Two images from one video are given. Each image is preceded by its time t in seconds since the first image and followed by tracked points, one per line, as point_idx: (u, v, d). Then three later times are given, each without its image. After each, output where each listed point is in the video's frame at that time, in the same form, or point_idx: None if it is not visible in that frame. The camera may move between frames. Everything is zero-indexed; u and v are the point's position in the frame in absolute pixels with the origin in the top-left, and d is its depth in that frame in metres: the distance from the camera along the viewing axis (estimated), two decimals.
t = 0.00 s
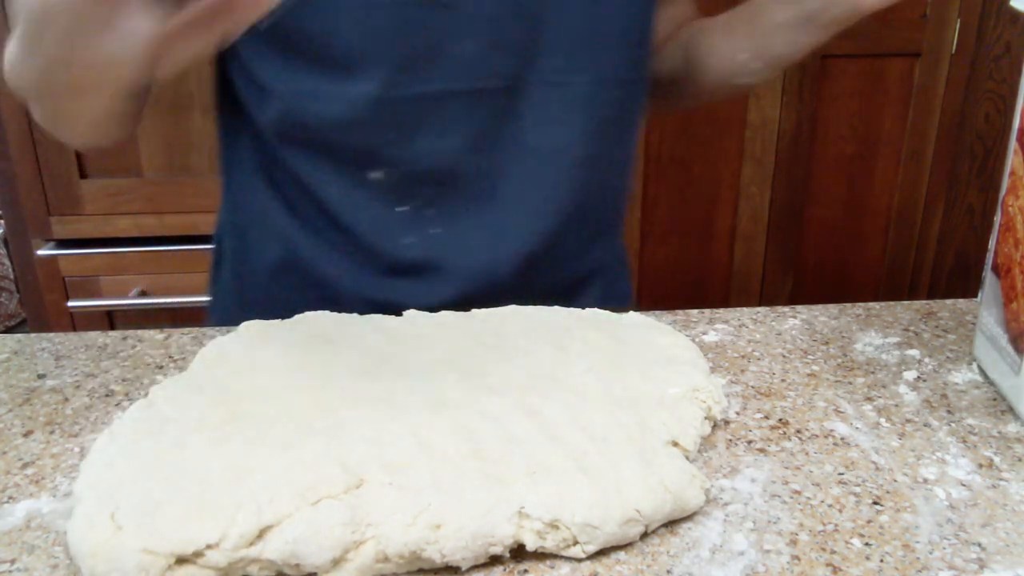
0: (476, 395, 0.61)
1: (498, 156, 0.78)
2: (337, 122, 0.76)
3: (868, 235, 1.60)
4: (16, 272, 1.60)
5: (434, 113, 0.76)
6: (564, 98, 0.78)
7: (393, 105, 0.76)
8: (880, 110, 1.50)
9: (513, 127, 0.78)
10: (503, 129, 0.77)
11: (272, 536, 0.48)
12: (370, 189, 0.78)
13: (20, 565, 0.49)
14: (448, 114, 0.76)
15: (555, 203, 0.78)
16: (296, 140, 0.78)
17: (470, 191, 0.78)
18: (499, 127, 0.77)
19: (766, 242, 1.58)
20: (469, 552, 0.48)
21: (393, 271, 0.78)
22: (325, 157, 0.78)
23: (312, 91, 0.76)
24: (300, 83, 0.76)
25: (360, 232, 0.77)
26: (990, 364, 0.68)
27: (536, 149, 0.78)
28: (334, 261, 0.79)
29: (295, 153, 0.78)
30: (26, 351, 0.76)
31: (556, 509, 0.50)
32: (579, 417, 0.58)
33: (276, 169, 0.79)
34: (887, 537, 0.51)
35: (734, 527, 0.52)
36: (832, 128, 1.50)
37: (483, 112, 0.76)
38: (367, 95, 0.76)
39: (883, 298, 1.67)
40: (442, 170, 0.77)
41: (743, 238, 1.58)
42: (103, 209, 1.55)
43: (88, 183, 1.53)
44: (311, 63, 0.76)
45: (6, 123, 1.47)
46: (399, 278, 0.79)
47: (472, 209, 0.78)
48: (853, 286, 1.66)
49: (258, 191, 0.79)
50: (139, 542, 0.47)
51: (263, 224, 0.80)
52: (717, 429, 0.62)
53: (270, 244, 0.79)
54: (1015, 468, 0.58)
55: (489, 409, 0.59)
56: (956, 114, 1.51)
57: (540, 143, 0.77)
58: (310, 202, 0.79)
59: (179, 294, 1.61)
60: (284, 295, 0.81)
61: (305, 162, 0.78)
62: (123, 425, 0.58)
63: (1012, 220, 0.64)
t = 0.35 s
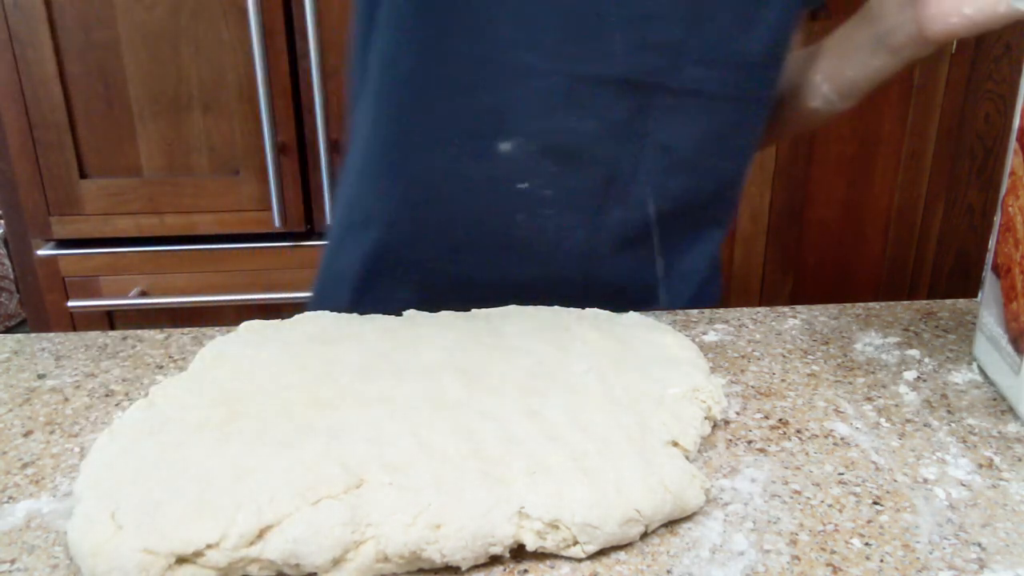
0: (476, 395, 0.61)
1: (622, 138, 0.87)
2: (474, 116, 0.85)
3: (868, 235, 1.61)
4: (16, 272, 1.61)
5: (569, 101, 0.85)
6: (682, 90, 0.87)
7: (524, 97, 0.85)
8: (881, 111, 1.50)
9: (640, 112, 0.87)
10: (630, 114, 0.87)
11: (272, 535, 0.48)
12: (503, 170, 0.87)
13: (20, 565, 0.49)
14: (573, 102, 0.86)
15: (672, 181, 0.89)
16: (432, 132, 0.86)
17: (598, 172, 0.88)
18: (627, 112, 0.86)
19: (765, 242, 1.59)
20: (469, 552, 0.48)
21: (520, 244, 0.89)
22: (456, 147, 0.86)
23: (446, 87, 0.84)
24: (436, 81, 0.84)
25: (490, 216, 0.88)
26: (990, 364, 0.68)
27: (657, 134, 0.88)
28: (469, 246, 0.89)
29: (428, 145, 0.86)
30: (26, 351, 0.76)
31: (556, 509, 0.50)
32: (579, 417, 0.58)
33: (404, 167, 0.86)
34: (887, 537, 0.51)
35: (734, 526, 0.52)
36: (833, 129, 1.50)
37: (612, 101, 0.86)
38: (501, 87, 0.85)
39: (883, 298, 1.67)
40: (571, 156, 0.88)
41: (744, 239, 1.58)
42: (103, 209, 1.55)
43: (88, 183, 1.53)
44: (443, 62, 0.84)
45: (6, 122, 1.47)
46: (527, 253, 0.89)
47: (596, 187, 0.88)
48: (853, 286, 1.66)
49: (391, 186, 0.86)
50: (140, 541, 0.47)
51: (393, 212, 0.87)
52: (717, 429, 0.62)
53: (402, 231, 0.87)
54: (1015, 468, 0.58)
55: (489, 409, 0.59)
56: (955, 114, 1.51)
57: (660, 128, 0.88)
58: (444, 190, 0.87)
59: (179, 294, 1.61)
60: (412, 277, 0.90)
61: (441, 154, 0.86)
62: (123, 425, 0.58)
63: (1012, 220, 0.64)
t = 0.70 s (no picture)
0: (477, 395, 0.61)
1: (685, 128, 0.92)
2: (544, 100, 0.91)
3: (868, 235, 1.61)
4: (17, 272, 1.61)
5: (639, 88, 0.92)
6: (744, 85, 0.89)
7: (588, 93, 0.93)
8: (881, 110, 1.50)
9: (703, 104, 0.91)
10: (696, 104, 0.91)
11: (272, 535, 0.48)
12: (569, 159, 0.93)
13: (20, 564, 0.49)
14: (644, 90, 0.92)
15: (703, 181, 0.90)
16: (506, 120, 0.92)
17: (661, 161, 0.93)
18: (691, 103, 0.91)
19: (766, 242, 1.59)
20: (469, 552, 0.48)
21: (574, 233, 0.94)
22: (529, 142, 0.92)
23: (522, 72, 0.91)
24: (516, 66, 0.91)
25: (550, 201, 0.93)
26: (990, 364, 0.68)
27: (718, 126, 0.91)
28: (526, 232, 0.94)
29: (497, 130, 0.93)
30: (27, 351, 0.77)
31: (556, 509, 0.50)
32: (579, 417, 0.58)
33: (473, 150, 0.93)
34: (887, 537, 0.51)
35: (734, 526, 0.52)
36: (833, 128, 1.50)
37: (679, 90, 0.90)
38: (574, 74, 0.91)
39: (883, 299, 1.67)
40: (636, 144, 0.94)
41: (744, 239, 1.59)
42: (103, 209, 1.55)
43: (87, 184, 1.53)
44: (523, 52, 0.90)
45: (6, 123, 1.48)
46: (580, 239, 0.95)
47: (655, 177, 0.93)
48: (853, 286, 1.66)
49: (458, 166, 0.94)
50: (140, 541, 0.47)
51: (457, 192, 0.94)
52: (717, 429, 0.62)
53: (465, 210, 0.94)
54: (1015, 468, 0.58)
55: (489, 409, 0.59)
56: (955, 114, 1.51)
57: (725, 122, 0.91)
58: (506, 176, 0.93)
59: (179, 294, 1.61)
60: (469, 259, 0.96)
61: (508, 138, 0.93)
62: (122, 425, 0.58)
63: (1012, 220, 0.64)
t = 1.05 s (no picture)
0: (477, 395, 0.61)
1: (716, 129, 0.92)
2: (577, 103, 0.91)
3: (868, 235, 1.61)
4: (17, 272, 1.61)
5: (674, 88, 0.91)
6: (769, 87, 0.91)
7: (621, 95, 0.92)
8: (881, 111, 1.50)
9: (735, 105, 0.92)
10: (726, 106, 0.92)
11: (272, 535, 0.48)
12: (601, 160, 0.93)
13: (20, 565, 0.49)
14: (678, 90, 0.91)
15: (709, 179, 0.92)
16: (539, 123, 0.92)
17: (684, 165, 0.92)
18: (719, 107, 0.92)
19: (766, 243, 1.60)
20: (469, 552, 0.48)
21: (601, 235, 0.94)
22: (560, 145, 0.92)
23: (554, 73, 0.91)
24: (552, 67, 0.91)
25: (581, 201, 0.93)
26: (990, 364, 0.68)
27: (745, 128, 0.93)
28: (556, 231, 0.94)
29: (529, 132, 0.92)
30: (27, 350, 0.77)
31: (556, 509, 0.50)
32: (578, 416, 0.58)
33: (506, 151, 0.93)
34: (887, 537, 0.51)
35: (733, 527, 0.52)
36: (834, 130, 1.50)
37: (711, 91, 0.91)
38: (607, 77, 0.91)
39: (883, 298, 1.67)
40: (667, 146, 0.93)
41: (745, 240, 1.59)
42: (103, 209, 1.55)
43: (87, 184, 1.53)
44: (558, 54, 0.90)
45: (6, 123, 1.48)
46: (606, 241, 0.95)
47: (684, 179, 0.93)
48: (852, 286, 1.66)
49: (489, 167, 0.93)
50: (140, 541, 0.47)
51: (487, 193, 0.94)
52: (717, 429, 0.62)
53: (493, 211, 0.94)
54: (1015, 468, 0.58)
55: (489, 409, 0.59)
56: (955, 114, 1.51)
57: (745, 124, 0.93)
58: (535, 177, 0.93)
59: (179, 294, 1.61)
60: (496, 261, 0.96)
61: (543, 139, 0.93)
62: (121, 425, 0.58)
63: (1012, 220, 0.64)
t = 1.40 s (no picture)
0: (478, 395, 0.61)
1: (709, 131, 0.91)
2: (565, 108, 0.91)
3: (868, 235, 1.61)
4: (17, 272, 1.61)
5: (666, 91, 0.91)
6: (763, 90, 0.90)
7: (609, 99, 0.92)
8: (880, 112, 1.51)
9: (729, 108, 0.91)
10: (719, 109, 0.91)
11: (272, 535, 0.48)
12: (593, 162, 0.93)
13: (20, 564, 0.49)
14: (670, 94, 0.91)
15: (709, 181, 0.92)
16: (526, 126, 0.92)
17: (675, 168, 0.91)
18: (712, 110, 0.91)
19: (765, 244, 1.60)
20: (469, 552, 0.48)
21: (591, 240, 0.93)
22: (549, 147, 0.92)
23: (543, 75, 0.91)
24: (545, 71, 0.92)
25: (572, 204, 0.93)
26: (991, 364, 0.68)
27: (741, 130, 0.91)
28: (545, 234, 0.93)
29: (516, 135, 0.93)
30: (27, 351, 0.77)
31: (556, 509, 0.49)
32: (578, 416, 0.59)
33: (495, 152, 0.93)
34: (887, 537, 0.50)
35: (734, 527, 0.52)
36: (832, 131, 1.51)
37: (704, 93, 0.90)
38: (596, 81, 0.91)
39: (883, 299, 1.67)
40: (660, 149, 0.92)
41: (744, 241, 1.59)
42: (103, 209, 1.55)
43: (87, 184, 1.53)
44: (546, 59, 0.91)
45: (6, 123, 1.47)
46: (597, 245, 0.93)
47: (678, 183, 0.91)
48: (851, 285, 1.66)
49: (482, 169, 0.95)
50: (140, 541, 0.47)
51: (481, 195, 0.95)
52: (717, 429, 0.62)
53: (486, 214, 0.94)
54: (1015, 468, 0.58)
55: (489, 409, 0.59)
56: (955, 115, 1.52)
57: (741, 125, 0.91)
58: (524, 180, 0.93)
59: (179, 294, 1.61)
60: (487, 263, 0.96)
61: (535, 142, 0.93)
62: (122, 425, 0.58)
63: (1012, 220, 0.64)
